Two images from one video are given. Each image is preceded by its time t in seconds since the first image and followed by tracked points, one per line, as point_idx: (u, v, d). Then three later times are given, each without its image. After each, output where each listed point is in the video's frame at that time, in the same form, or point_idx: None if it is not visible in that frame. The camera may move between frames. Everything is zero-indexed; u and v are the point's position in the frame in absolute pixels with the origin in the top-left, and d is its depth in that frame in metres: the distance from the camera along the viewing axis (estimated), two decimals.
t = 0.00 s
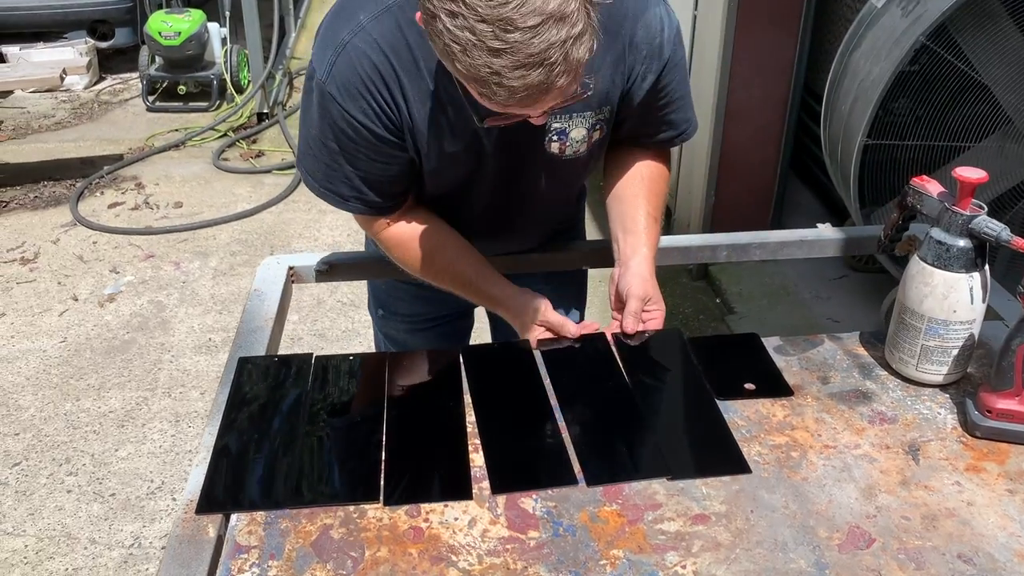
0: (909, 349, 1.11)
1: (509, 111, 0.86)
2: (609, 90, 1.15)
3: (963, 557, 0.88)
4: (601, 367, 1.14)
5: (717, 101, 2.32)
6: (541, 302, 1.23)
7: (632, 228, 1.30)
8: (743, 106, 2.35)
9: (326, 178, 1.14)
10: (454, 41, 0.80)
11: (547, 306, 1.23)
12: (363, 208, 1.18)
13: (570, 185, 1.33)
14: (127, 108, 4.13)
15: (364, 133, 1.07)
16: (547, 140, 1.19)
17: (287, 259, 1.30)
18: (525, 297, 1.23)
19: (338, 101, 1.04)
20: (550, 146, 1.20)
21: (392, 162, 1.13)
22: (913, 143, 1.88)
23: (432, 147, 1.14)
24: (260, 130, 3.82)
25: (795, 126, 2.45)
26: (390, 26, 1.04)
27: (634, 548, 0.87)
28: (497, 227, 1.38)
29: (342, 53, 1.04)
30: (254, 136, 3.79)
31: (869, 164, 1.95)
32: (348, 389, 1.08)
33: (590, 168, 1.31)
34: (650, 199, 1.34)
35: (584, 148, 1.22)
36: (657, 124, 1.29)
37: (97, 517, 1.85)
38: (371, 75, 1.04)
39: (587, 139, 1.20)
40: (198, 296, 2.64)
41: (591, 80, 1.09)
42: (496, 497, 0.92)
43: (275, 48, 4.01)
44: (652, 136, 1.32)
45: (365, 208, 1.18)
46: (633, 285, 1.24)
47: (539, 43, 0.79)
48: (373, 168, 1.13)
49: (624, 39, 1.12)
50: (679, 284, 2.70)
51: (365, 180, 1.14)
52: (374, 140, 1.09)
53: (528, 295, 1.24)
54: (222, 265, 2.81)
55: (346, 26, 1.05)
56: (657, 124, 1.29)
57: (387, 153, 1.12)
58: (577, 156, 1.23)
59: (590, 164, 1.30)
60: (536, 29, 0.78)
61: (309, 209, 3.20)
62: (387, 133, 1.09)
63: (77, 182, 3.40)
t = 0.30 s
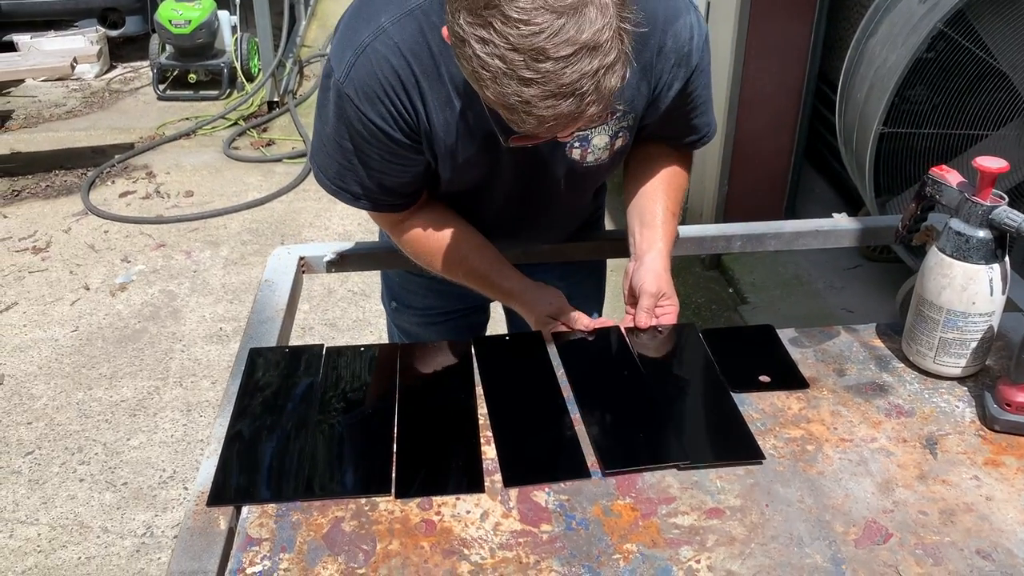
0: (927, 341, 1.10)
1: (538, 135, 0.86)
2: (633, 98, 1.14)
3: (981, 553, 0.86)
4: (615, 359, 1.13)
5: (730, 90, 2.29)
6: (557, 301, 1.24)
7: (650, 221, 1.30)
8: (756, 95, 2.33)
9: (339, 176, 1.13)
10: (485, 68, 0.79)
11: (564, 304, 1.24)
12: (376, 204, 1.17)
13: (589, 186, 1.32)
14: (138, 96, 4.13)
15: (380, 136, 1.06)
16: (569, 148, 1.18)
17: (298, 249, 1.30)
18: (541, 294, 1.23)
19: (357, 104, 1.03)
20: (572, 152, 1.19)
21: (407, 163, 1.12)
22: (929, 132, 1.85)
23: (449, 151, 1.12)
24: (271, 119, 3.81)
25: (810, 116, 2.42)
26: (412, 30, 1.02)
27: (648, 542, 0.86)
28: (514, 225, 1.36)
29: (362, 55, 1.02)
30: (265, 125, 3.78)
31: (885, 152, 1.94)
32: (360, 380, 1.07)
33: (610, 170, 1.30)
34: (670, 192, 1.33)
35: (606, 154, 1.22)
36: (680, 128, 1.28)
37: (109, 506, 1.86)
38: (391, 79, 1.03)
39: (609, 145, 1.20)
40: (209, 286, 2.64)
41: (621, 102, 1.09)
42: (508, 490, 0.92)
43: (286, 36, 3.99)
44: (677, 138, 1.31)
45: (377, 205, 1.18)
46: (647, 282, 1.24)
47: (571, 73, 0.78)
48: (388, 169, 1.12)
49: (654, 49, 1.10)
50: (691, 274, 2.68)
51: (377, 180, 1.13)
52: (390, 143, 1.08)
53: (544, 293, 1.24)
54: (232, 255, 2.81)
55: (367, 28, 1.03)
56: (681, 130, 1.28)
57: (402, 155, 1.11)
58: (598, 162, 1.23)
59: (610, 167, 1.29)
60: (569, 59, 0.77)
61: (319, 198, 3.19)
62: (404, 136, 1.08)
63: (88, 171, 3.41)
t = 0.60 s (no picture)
0: (934, 334, 1.08)
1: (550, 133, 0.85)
2: (646, 93, 1.13)
3: (989, 547, 0.86)
4: (621, 351, 1.13)
5: (735, 82, 2.28)
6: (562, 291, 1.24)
7: (654, 215, 1.29)
8: (762, 88, 2.32)
9: (344, 170, 1.12)
10: (496, 63, 0.79)
11: (571, 296, 1.24)
12: (380, 199, 1.17)
13: (598, 182, 1.31)
14: (142, 89, 4.13)
15: (386, 130, 1.05)
16: (580, 143, 1.17)
17: (301, 242, 1.29)
18: (548, 289, 1.23)
19: (363, 98, 1.02)
20: (582, 148, 1.18)
21: (412, 157, 1.12)
22: (935, 123, 1.83)
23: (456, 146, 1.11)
24: (274, 111, 3.80)
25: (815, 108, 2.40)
26: (421, 24, 1.01)
27: (653, 536, 0.86)
28: (520, 219, 1.36)
29: (370, 48, 1.01)
30: (268, 117, 3.78)
31: (891, 143, 1.93)
32: (364, 372, 1.07)
33: (618, 166, 1.29)
34: (675, 187, 1.32)
35: (616, 149, 1.21)
36: (691, 123, 1.27)
37: (114, 498, 1.86)
38: (399, 73, 1.02)
39: (620, 141, 1.19)
40: (212, 278, 2.64)
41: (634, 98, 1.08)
42: (512, 484, 0.92)
43: (289, 27, 3.98)
44: (689, 133, 1.30)
45: (381, 199, 1.17)
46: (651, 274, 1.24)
47: (584, 68, 0.77)
48: (393, 164, 1.11)
49: (666, 44, 1.09)
50: (696, 266, 2.67)
51: (381, 174, 1.13)
52: (396, 138, 1.07)
53: (550, 284, 1.24)
54: (236, 247, 2.81)
55: (376, 21, 1.02)
56: (694, 125, 1.27)
57: (407, 149, 1.10)
58: (608, 157, 1.23)
59: (620, 161, 1.28)
60: (582, 54, 0.76)
61: (323, 191, 3.18)
62: (410, 131, 1.07)
63: (92, 163, 3.40)
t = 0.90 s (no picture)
0: (938, 337, 1.08)
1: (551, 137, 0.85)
2: (649, 96, 1.13)
3: (992, 552, 0.86)
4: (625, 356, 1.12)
5: (738, 83, 2.28)
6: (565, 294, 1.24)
7: (657, 218, 1.30)
8: (765, 88, 2.31)
9: (347, 175, 1.13)
10: (497, 68, 0.79)
11: (575, 299, 1.24)
12: (383, 203, 1.17)
13: (601, 184, 1.31)
14: (145, 88, 4.13)
15: (390, 135, 1.05)
16: (584, 147, 1.17)
17: (304, 244, 1.30)
18: (552, 291, 1.24)
19: (367, 103, 1.02)
20: (586, 151, 1.18)
21: (415, 161, 1.12)
22: (939, 123, 1.83)
23: (459, 151, 1.11)
24: (278, 111, 3.80)
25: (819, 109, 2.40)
26: (425, 29, 1.00)
27: (656, 541, 0.86)
28: (522, 221, 1.36)
29: (374, 54, 1.01)
30: (272, 116, 3.78)
31: (893, 143, 1.92)
32: (367, 376, 1.07)
33: (622, 168, 1.29)
34: (677, 189, 1.32)
35: (620, 152, 1.21)
36: (694, 125, 1.26)
37: (118, 499, 1.87)
38: (403, 79, 1.02)
39: (624, 144, 1.19)
40: (216, 279, 2.64)
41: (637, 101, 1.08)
42: (516, 488, 0.92)
43: (292, 27, 3.98)
44: (693, 135, 1.29)
45: (384, 203, 1.17)
46: (656, 278, 1.24)
47: (585, 72, 0.77)
48: (396, 169, 1.12)
49: (670, 48, 1.09)
50: (699, 266, 2.67)
51: (385, 179, 1.13)
52: (400, 143, 1.07)
53: (553, 287, 1.25)
54: (240, 247, 2.81)
55: (379, 26, 1.02)
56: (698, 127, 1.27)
57: (411, 153, 1.10)
58: (612, 160, 1.23)
59: (624, 164, 1.28)
60: (583, 59, 0.76)
61: (326, 191, 3.19)
62: (414, 136, 1.07)
63: (95, 163, 3.41)
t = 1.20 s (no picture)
0: (944, 343, 1.09)
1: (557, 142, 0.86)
2: (656, 103, 1.13)
3: (1000, 559, 0.86)
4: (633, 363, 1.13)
5: (745, 87, 2.28)
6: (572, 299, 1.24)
7: (664, 225, 1.30)
8: (772, 93, 2.32)
9: (357, 182, 1.14)
10: (502, 74, 0.80)
11: (582, 305, 1.24)
12: (393, 209, 1.18)
13: (610, 190, 1.32)
14: (153, 93, 4.16)
15: (400, 142, 1.06)
16: (591, 154, 1.18)
17: (314, 250, 1.30)
18: (559, 297, 1.24)
19: (377, 111, 1.03)
20: (593, 158, 1.19)
21: (425, 167, 1.13)
22: (946, 128, 1.83)
23: (468, 158, 1.12)
24: (285, 115, 3.82)
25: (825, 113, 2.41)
26: (435, 38, 1.01)
27: (665, 547, 0.86)
28: (530, 228, 1.36)
29: (384, 62, 1.02)
30: (279, 121, 3.79)
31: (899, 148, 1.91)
32: (377, 382, 1.08)
33: (630, 174, 1.30)
34: (684, 196, 1.33)
35: (627, 159, 1.22)
36: (701, 131, 1.27)
37: (128, 502, 1.88)
38: (413, 87, 1.03)
39: (631, 150, 1.19)
40: (225, 283, 2.66)
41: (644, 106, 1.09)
42: (525, 494, 0.92)
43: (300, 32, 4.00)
44: (700, 141, 1.30)
45: (394, 209, 1.18)
46: (664, 284, 1.25)
47: (589, 78, 0.78)
48: (406, 175, 1.13)
49: (677, 55, 1.09)
50: (706, 270, 2.68)
51: (395, 185, 1.14)
52: (410, 150, 1.08)
53: (559, 291, 1.25)
54: (248, 252, 2.83)
55: (390, 35, 1.03)
56: (706, 134, 1.28)
57: (420, 160, 1.11)
58: (619, 166, 1.23)
59: (632, 170, 1.29)
60: (587, 64, 0.77)
61: (334, 195, 3.20)
62: (424, 143, 1.08)
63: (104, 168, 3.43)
